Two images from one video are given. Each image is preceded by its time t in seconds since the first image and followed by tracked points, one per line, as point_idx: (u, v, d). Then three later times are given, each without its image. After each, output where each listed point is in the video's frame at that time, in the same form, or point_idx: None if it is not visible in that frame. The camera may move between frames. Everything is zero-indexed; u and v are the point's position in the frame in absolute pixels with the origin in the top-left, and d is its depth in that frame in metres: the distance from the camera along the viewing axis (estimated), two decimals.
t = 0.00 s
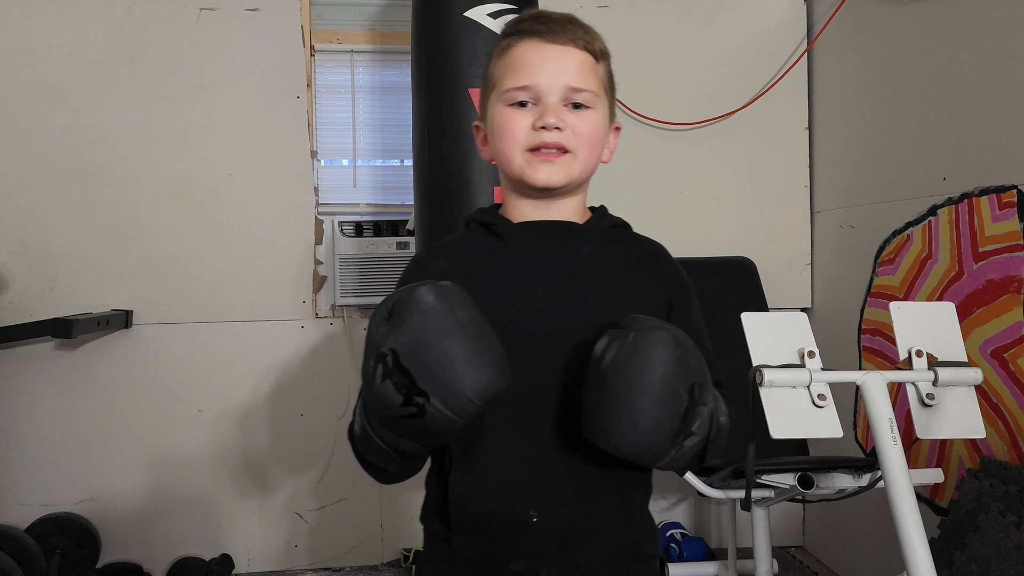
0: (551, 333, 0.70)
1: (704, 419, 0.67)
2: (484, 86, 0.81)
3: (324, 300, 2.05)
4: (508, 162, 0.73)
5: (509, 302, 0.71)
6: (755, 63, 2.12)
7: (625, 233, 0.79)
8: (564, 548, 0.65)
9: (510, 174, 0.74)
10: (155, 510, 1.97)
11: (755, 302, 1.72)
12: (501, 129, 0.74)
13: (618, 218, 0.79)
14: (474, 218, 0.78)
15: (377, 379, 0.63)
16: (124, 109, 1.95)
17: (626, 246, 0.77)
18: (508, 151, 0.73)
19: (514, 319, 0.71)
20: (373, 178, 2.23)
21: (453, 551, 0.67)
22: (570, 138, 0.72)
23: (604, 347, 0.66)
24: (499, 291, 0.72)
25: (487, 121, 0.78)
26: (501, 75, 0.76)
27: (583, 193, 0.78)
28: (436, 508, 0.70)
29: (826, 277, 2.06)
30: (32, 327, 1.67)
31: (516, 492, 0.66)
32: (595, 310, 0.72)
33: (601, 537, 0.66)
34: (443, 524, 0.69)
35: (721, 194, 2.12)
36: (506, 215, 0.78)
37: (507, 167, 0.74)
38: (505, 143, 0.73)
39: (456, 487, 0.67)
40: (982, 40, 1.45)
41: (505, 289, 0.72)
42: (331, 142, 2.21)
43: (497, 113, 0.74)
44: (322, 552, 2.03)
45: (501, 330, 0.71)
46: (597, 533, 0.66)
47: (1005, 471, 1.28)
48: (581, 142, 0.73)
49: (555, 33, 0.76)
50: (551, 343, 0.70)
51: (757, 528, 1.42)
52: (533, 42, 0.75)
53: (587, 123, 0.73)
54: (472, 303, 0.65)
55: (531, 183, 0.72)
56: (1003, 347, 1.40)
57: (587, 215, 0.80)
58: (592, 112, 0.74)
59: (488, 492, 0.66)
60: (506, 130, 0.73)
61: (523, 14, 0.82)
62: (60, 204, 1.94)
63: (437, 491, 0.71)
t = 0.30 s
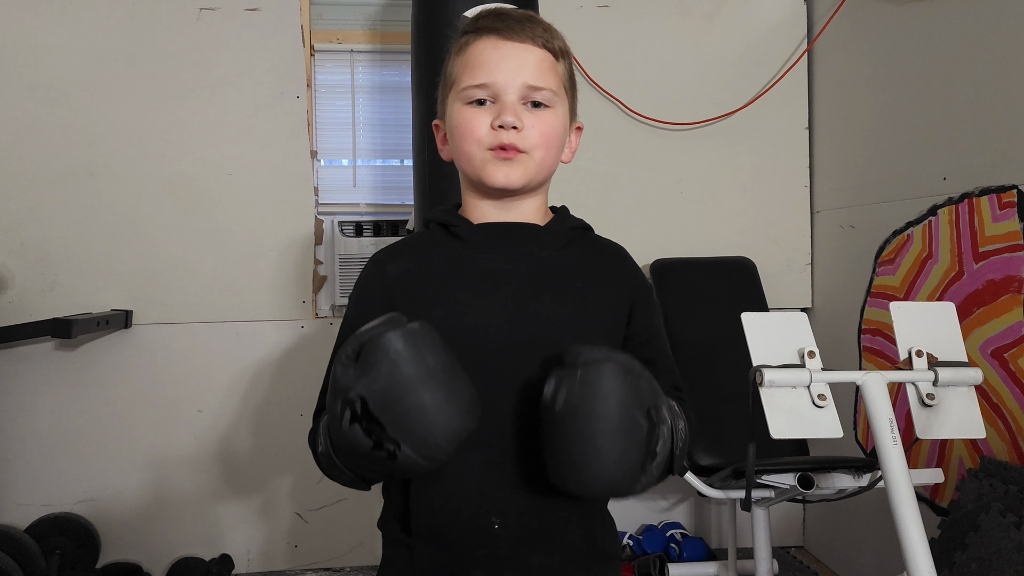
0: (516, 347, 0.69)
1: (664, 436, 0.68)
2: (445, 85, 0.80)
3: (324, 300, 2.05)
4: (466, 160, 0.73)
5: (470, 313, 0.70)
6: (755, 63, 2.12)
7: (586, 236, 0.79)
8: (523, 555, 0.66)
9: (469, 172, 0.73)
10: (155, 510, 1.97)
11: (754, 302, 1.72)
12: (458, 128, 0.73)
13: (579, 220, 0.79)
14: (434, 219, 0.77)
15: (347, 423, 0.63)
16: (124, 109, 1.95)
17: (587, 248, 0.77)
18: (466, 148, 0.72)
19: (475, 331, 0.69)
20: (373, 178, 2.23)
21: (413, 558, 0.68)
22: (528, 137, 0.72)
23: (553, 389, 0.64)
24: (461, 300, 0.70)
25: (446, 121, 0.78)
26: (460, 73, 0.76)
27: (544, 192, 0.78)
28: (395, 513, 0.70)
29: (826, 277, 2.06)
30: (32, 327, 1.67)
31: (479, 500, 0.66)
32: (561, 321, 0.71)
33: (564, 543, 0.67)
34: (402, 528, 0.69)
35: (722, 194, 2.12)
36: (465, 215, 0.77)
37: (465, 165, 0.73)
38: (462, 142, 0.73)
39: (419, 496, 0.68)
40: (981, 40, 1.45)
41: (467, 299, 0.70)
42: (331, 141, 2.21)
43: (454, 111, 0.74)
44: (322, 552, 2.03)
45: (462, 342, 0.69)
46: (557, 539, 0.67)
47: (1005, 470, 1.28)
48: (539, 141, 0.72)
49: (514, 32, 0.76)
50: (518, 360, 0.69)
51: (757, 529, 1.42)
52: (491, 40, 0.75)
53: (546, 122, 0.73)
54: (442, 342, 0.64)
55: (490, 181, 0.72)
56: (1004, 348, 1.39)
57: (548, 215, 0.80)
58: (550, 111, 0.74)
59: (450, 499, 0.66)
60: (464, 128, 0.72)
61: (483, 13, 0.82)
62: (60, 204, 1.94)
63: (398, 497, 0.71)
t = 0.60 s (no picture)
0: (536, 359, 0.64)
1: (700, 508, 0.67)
2: (458, 88, 0.77)
3: (324, 300, 2.05)
4: (482, 165, 0.69)
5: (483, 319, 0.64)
6: (755, 64, 2.12)
7: (602, 235, 0.73)
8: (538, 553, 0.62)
9: (485, 177, 0.69)
10: (155, 510, 1.97)
11: (755, 303, 1.72)
12: (474, 132, 0.69)
13: (595, 219, 0.74)
14: (449, 219, 0.72)
15: (372, 456, 0.56)
16: (124, 109, 1.95)
17: (605, 247, 0.71)
18: (482, 153, 0.68)
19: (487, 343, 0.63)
20: (373, 178, 2.23)
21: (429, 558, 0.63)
22: (546, 139, 0.68)
23: None
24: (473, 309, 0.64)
25: (461, 124, 0.74)
26: (473, 76, 0.72)
27: (561, 195, 0.74)
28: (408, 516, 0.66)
29: (826, 277, 2.06)
30: (32, 327, 1.67)
31: (495, 502, 0.61)
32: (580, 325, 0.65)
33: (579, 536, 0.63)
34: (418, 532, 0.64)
35: (722, 194, 2.12)
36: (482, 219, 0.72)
37: (482, 169, 0.69)
38: (479, 146, 0.69)
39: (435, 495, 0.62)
40: (982, 40, 1.45)
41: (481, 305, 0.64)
42: (331, 142, 2.21)
43: (470, 114, 0.70)
44: (322, 552, 2.03)
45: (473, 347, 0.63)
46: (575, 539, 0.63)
47: (1005, 470, 1.29)
48: (557, 144, 0.69)
49: (528, 32, 0.72)
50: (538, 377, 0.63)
51: (757, 529, 1.41)
52: (505, 41, 0.71)
53: (563, 124, 0.69)
54: (466, 356, 0.59)
55: (507, 185, 0.68)
56: (1004, 347, 1.40)
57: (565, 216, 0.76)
58: (567, 113, 0.70)
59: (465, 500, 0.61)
60: (480, 133, 0.68)
61: (496, 13, 0.78)
62: (60, 203, 1.94)
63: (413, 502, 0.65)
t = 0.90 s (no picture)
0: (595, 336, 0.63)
1: (754, 559, 0.77)
2: (502, 86, 0.74)
3: (324, 300, 2.06)
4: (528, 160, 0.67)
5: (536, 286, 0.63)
6: (755, 64, 2.12)
7: (644, 236, 0.72)
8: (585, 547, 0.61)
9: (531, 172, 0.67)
10: (155, 510, 1.97)
11: (755, 302, 1.72)
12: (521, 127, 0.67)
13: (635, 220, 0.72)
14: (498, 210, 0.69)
15: (423, 182, 0.48)
16: (124, 109, 1.95)
17: (651, 249, 0.71)
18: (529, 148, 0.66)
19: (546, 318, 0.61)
20: (373, 178, 2.23)
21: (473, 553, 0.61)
22: (594, 135, 0.66)
23: None
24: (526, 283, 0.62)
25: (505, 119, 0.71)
26: (520, 71, 0.69)
27: (604, 193, 0.72)
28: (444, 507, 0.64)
29: (825, 277, 2.06)
30: (32, 327, 1.67)
31: (549, 496, 0.60)
32: (636, 311, 0.65)
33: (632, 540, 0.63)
34: (461, 522, 0.62)
35: (721, 194, 2.12)
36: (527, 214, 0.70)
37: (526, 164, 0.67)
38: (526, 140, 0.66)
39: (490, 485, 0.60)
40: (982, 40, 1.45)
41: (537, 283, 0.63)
42: (331, 141, 2.21)
43: (516, 109, 0.68)
44: (322, 552, 2.03)
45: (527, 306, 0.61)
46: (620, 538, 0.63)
47: (1005, 471, 1.29)
48: (603, 139, 0.67)
49: (576, 28, 0.70)
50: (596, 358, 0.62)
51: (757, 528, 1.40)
52: (554, 36, 0.69)
53: (610, 120, 0.68)
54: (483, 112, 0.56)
55: (554, 180, 0.66)
56: (1003, 348, 1.39)
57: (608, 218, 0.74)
58: (614, 109, 0.68)
59: (519, 493, 0.60)
60: (527, 127, 0.66)
61: (541, 12, 0.76)
62: (60, 204, 1.94)
63: (465, 486, 0.62)
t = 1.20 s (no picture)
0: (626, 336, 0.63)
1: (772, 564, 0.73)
2: (526, 83, 0.74)
3: (323, 301, 2.07)
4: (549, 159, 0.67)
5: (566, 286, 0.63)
6: (755, 64, 2.12)
7: (667, 236, 0.72)
8: (615, 551, 0.60)
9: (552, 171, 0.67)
10: (155, 510, 1.96)
11: (755, 302, 1.71)
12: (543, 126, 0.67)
13: (657, 219, 0.72)
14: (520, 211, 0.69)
15: (470, 167, 0.49)
16: (124, 109, 1.95)
17: (672, 249, 0.70)
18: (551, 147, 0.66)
19: (576, 317, 0.62)
20: (373, 178, 2.23)
21: (496, 556, 0.60)
22: (616, 134, 0.66)
23: None
24: (555, 284, 0.63)
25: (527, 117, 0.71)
26: (543, 69, 0.68)
27: (626, 192, 0.72)
28: (466, 509, 0.64)
29: (825, 276, 2.06)
30: (32, 327, 1.67)
31: (575, 497, 0.59)
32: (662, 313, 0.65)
33: (654, 543, 0.62)
34: (485, 522, 0.61)
35: (721, 194, 2.12)
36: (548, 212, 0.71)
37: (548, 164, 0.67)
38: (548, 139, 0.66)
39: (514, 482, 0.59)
40: (982, 40, 1.45)
41: (567, 282, 0.63)
42: (331, 141, 2.20)
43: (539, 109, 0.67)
44: (322, 552, 2.03)
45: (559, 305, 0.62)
46: (647, 542, 0.61)
47: (1005, 471, 1.29)
48: (626, 139, 0.66)
49: (600, 26, 0.69)
50: (625, 358, 0.62)
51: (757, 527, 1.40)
52: (578, 34, 0.68)
53: (633, 120, 0.67)
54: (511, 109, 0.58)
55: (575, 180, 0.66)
56: (1004, 348, 1.40)
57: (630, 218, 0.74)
58: (637, 108, 0.68)
59: (545, 492, 0.59)
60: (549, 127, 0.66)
61: (565, 8, 0.75)
62: (60, 203, 1.94)
63: (489, 485, 0.62)
